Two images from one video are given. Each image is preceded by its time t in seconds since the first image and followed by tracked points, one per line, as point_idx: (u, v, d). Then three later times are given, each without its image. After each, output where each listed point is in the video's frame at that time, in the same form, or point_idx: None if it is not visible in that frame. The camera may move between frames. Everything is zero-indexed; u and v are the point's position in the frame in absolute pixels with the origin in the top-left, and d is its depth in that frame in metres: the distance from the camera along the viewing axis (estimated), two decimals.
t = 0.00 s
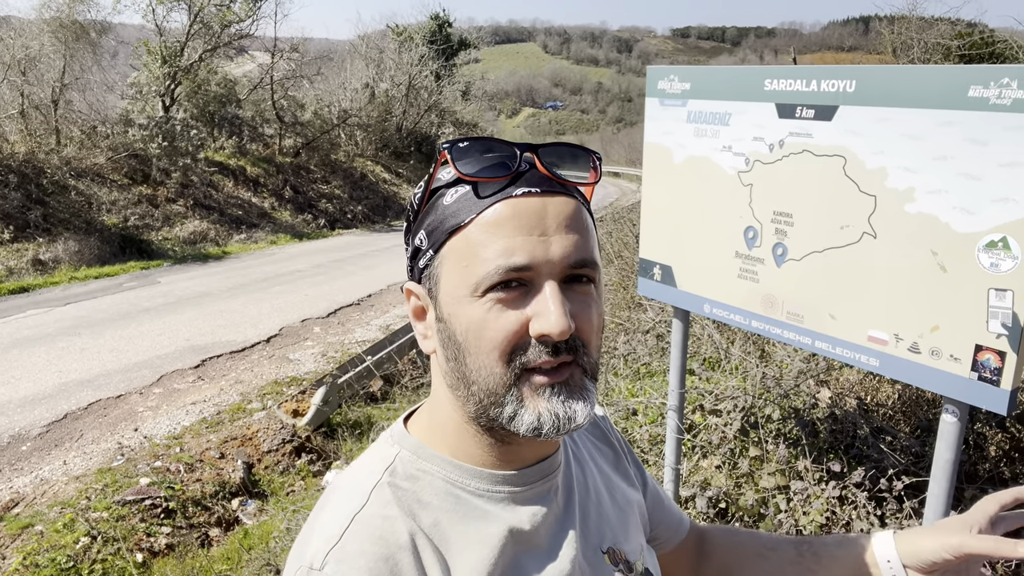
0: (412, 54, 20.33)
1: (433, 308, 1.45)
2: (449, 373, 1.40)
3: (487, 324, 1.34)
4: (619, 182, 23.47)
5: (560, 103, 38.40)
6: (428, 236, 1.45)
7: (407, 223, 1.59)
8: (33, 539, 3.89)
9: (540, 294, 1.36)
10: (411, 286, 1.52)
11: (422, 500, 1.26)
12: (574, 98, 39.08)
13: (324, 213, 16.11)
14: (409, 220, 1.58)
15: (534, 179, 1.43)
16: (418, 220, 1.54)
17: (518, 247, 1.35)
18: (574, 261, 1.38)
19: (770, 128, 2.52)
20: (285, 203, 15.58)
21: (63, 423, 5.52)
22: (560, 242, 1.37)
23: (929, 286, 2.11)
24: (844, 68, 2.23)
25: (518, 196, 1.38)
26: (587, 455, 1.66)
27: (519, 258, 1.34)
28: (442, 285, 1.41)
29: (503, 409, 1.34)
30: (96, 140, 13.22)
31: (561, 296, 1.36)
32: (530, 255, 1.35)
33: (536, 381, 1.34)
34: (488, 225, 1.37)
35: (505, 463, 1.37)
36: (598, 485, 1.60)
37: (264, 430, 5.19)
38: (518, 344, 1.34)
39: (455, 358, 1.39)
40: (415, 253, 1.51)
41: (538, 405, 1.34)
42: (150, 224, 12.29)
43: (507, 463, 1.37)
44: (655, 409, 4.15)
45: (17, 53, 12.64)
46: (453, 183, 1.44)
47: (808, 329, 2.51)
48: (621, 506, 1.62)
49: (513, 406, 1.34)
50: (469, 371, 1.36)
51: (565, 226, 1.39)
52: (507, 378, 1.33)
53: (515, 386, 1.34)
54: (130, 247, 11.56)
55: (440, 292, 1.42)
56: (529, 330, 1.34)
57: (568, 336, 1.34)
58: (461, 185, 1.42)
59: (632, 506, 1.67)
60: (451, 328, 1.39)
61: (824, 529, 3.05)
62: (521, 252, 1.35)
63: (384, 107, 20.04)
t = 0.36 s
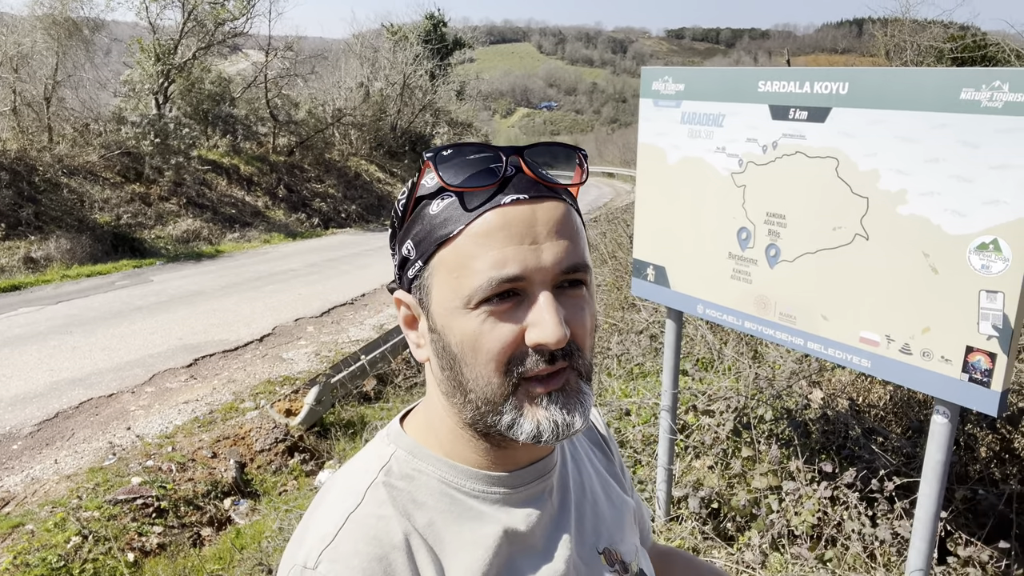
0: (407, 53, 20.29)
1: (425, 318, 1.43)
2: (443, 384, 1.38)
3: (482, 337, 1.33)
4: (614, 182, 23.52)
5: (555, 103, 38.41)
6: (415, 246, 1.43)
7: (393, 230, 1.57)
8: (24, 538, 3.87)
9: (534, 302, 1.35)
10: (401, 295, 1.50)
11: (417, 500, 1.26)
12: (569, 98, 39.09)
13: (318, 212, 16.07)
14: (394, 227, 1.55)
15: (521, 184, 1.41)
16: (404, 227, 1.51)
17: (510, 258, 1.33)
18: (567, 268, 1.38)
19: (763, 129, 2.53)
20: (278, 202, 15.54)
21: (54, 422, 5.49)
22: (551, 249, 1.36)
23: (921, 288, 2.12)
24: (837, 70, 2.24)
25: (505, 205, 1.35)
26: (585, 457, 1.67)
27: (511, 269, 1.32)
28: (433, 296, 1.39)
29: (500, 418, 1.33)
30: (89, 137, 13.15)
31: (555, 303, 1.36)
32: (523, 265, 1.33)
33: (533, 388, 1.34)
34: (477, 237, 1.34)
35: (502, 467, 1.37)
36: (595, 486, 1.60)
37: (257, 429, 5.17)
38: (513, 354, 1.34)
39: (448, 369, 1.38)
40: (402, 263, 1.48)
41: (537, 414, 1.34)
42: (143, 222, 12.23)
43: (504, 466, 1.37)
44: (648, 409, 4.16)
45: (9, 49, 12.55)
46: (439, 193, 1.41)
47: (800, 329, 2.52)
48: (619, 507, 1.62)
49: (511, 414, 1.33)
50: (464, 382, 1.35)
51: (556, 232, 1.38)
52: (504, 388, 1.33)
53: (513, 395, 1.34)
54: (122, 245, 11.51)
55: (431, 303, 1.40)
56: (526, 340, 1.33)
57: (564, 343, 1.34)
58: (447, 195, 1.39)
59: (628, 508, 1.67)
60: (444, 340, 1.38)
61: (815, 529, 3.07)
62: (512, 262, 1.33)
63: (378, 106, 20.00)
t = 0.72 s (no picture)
0: (411, 56, 20.33)
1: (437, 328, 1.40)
2: (458, 394, 1.36)
3: (503, 347, 1.31)
4: (617, 186, 23.53)
5: (559, 107, 38.42)
6: (427, 255, 1.40)
7: (398, 238, 1.54)
8: (26, 538, 3.87)
9: (554, 312, 1.34)
10: (408, 303, 1.47)
11: (421, 507, 1.26)
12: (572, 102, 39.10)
13: (321, 214, 16.11)
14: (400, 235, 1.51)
15: (537, 194, 1.40)
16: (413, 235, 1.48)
17: (529, 268, 1.32)
18: (583, 277, 1.38)
19: (768, 134, 2.52)
20: (282, 204, 15.57)
21: (56, 422, 5.49)
22: (569, 259, 1.36)
23: (925, 294, 2.12)
24: (843, 75, 2.24)
25: (524, 215, 1.35)
26: (589, 463, 1.66)
27: (531, 280, 1.31)
28: (447, 307, 1.37)
29: (519, 426, 1.32)
30: (94, 139, 13.18)
31: (574, 313, 1.35)
32: (543, 275, 1.32)
33: (552, 398, 1.33)
34: (497, 246, 1.33)
35: (506, 474, 1.37)
36: (599, 493, 1.60)
37: (259, 431, 5.17)
38: (533, 364, 1.32)
39: (463, 379, 1.35)
40: (411, 271, 1.45)
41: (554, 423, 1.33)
42: (147, 224, 12.25)
43: (507, 473, 1.37)
44: (651, 413, 4.16)
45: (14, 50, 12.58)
46: (456, 202, 1.39)
47: (804, 334, 2.52)
48: (623, 514, 1.62)
49: (530, 423, 1.32)
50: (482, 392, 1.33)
51: (573, 242, 1.38)
52: (523, 398, 1.32)
53: (531, 405, 1.32)
54: (126, 246, 11.53)
55: (445, 312, 1.37)
56: (546, 349, 1.32)
57: (583, 353, 1.33)
58: (462, 206, 1.38)
59: (632, 515, 1.67)
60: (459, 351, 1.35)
61: (818, 535, 3.05)
62: (532, 272, 1.32)
63: (381, 108, 20.01)
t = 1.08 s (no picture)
0: (420, 62, 20.44)
1: (461, 320, 1.33)
2: (485, 385, 1.32)
3: (540, 336, 1.30)
4: (624, 191, 23.54)
5: (567, 113, 38.48)
6: (457, 243, 1.33)
7: (400, 225, 1.41)
8: (35, 539, 3.91)
9: (582, 301, 1.36)
10: (422, 295, 1.36)
11: (413, 505, 1.26)
12: (580, 107, 39.16)
13: (330, 219, 16.23)
14: (406, 224, 1.39)
15: (564, 189, 1.41)
16: (429, 225, 1.37)
17: (569, 257, 1.33)
18: (601, 269, 1.42)
19: (771, 138, 2.53)
20: (290, 209, 15.68)
21: (65, 425, 5.54)
22: (595, 249, 1.40)
23: (929, 297, 2.11)
24: (844, 78, 2.25)
25: (563, 205, 1.36)
26: (567, 457, 1.70)
27: (570, 269, 1.32)
28: (480, 297, 1.31)
29: (544, 413, 1.34)
30: (105, 144, 13.31)
31: (598, 303, 1.39)
32: (579, 265, 1.34)
33: (573, 385, 1.37)
34: (539, 234, 1.31)
35: (499, 467, 1.38)
36: (578, 484, 1.63)
37: (266, 435, 5.20)
38: (563, 352, 1.33)
39: (493, 370, 1.32)
40: (430, 263, 1.36)
41: (574, 407, 1.37)
42: (156, 228, 12.35)
43: (500, 467, 1.38)
44: (656, 417, 4.15)
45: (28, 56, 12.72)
46: (492, 191, 1.34)
47: (807, 338, 2.51)
48: (600, 505, 1.66)
49: (554, 409, 1.35)
50: (514, 381, 1.31)
51: (595, 235, 1.42)
52: (551, 384, 1.34)
53: (555, 391, 1.35)
54: (136, 251, 11.63)
55: (474, 303, 1.31)
56: (577, 337, 1.34)
57: (603, 340, 1.39)
58: (503, 195, 1.33)
59: (607, 506, 1.71)
60: (491, 343, 1.31)
61: (823, 540, 3.04)
62: (570, 262, 1.33)
63: (390, 114, 20.09)
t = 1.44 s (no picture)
0: (426, 68, 20.50)
1: (453, 302, 1.35)
2: (475, 365, 1.33)
3: (528, 317, 1.32)
4: (630, 196, 23.54)
5: (573, 118, 38.52)
6: (450, 226, 1.34)
7: (393, 209, 1.43)
8: (40, 540, 3.94)
9: (568, 285, 1.39)
10: (414, 277, 1.37)
11: (398, 488, 1.27)
12: (586, 112, 39.19)
13: (336, 224, 16.31)
14: (399, 209, 1.41)
15: (553, 178, 1.44)
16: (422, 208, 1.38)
17: (557, 241, 1.35)
18: (584, 256, 1.45)
19: (769, 139, 2.54)
20: (296, 214, 15.75)
21: (71, 427, 5.57)
22: (580, 236, 1.43)
23: (924, 295, 2.12)
24: (842, 80, 2.26)
25: (552, 193, 1.39)
26: (547, 445, 1.71)
27: (558, 253, 1.34)
28: (472, 277, 1.32)
29: (530, 394, 1.36)
30: (113, 150, 13.41)
31: (583, 287, 1.42)
32: (566, 249, 1.36)
33: (558, 366, 1.39)
34: (529, 219, 1.34)
35: (485, 450, 1.39)
36: (558, 472, 1.65)
37: (270, 437, 5.23)
38: (549, 333, 1.36)
39: (483, 350, 1.33)
40: (422, 246, 1.37)
41: (559, 389, 1.38)
42: (163, 233, 12.43)
43: (486, 448, 1.40)
44: (658, 418, 4.12)
45: (37, 63, 12.80)
46: (484, 176, 1.36)
47: (805, 338, 2.52)
48: (579, 493, 1.68)
49: (541, 390, 1.36)
50: (502, 361, 1.33)
51: (580, 223, 1.45)
52: (537, 365, 1.35)
53: (542, 371, 1.36)
54: (143, 255, 11.70)
55: (465, 284, 1.33)
56: (564, 320, 1.36)
57: (588, 323, 1.41)
58: (496, 179, 1.36)
59: (587, 493, 1.73)
60: (482, 323, 1.32)
61: (823, 541, 3.04)
62: (558, 246, 1.35)
63: (396, 119, 20.14)
